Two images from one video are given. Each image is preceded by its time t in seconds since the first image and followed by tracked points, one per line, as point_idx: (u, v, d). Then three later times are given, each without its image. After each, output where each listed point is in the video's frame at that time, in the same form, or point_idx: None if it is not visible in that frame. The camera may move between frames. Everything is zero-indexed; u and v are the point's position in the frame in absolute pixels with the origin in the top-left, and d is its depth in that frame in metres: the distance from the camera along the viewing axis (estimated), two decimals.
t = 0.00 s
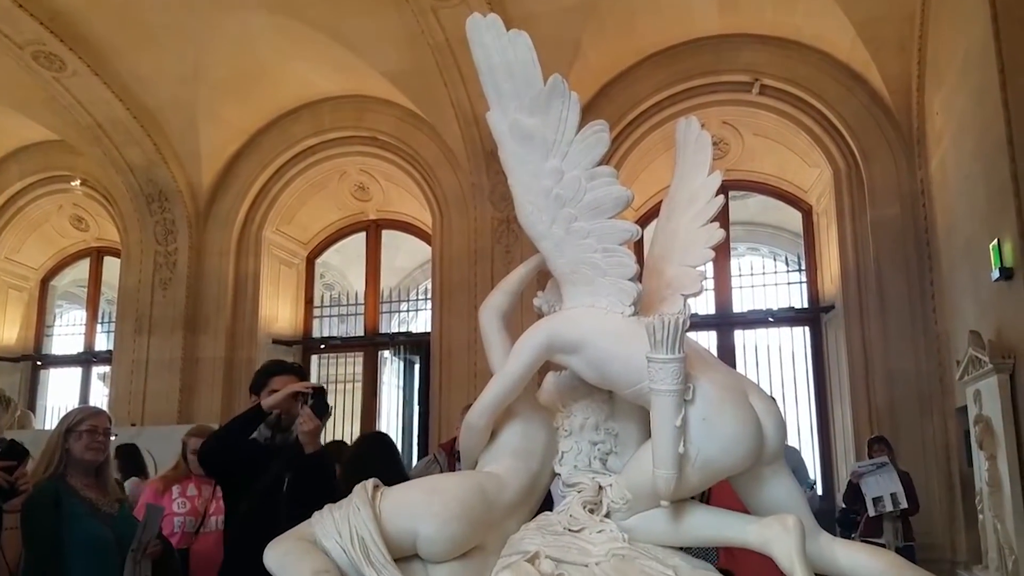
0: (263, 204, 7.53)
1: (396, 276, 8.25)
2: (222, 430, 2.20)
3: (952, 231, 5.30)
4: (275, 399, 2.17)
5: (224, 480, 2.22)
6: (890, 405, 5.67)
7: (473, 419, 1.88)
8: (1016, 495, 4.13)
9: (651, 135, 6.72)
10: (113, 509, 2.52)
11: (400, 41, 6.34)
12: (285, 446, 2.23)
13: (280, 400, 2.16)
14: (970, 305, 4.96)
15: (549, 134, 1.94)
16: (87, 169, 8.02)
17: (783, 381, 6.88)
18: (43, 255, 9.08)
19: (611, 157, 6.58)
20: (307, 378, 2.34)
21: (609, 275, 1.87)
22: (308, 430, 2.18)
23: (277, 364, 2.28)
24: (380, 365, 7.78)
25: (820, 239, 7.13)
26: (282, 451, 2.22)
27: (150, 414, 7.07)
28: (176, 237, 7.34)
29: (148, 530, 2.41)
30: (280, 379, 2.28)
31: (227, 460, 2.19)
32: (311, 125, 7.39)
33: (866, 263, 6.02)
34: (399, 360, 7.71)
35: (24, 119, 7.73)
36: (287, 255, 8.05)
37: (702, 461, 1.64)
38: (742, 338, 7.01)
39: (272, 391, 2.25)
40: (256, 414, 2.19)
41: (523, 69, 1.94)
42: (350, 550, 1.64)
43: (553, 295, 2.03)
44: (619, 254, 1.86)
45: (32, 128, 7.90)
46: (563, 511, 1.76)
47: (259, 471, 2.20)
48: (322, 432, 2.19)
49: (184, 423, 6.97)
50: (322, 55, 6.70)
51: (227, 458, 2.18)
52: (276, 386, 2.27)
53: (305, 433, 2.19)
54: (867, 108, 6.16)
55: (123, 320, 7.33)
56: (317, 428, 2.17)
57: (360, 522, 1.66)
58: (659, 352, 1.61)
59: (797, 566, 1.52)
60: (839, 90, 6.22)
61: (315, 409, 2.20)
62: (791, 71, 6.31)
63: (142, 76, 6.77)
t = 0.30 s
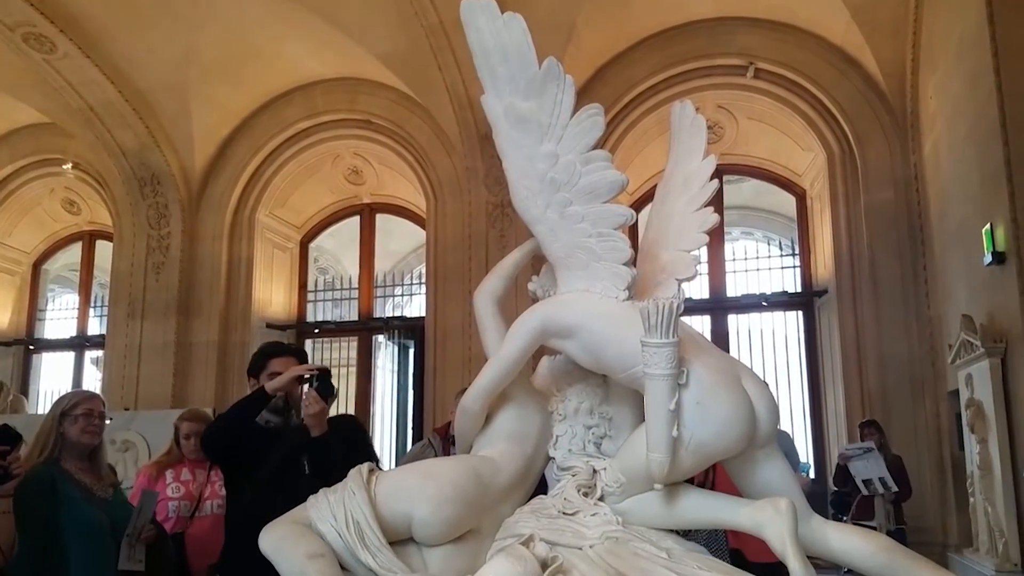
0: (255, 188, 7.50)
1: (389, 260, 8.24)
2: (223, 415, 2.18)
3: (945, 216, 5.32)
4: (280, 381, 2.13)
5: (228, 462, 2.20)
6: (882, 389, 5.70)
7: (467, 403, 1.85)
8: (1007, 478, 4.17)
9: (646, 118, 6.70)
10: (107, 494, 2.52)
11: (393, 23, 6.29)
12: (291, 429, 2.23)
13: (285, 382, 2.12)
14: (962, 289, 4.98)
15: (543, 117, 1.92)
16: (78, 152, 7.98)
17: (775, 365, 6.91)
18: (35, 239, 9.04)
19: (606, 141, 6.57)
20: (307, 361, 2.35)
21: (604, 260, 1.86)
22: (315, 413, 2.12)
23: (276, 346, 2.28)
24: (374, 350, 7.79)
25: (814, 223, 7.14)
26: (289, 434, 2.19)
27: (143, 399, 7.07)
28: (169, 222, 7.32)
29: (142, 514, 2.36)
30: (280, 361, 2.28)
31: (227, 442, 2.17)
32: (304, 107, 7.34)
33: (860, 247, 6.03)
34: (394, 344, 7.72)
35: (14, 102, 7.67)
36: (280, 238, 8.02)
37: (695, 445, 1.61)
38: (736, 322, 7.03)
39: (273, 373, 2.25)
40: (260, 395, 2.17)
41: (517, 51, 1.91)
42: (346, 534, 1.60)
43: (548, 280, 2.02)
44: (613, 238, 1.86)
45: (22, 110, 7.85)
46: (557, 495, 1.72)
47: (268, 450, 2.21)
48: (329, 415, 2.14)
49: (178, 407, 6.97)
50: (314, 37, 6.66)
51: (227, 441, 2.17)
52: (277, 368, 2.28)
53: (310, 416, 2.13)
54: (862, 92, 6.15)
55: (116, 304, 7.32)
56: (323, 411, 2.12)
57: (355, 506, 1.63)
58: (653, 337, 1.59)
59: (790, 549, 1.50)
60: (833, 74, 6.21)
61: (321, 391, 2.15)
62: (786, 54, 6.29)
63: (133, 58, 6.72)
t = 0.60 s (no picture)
0: (253, 184, 7.49)
1: (386, 256, 8.24)
2: (223, 409, 2.16)
3: (942, 213, 5.33)
4: (281, 376, 2.10)
5: (225, 454, 2.19)
6: (880, 386, 5.71)
7: (465, 399, 1.82)
8: (1005, 474, 4.18)
9: (644, 114, 6.69)
10: (106, 490, 2.52)
11: (390, 19, 6.28)
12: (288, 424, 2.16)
13: (285, 379, 2.11)
14: (960, 286, 4.99)
15: (540, 114, 1.90)
16: (76, 148, 7.97)
17: (772, 361, 6.93)
18: (33, 235, 9.04)
19: (603, 138, 6.57)
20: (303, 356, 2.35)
21: (602, 257, 1.85)
22: (315, 410, 2.06)
23: (271, 339, 2.27)
24: (372, 346, 7.79)
25: (811, 219, 7.14)
26: (285, 430, 2.15)
27: (142, 395, 7.07)
28: (167, 218, 7.31)
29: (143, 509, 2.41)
30: (275, 355, 2.28)
31: (226, 433, 2.15)
32: (300, 103, 7.33)
33: (857, 242, 6.04)
34: (391, 340, 7.72)
35: (12, 99, 7.66)
36: (277, 234, 8.02)
37: (693, 441, 1.60)
38: (733, 318, 7.04)
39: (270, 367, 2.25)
40: (260, 392, 2.15)
41: (513, 47, 1.88)
42: (345, 530, 1.56)
43: (546, 277, 2.01)
44: (611, 235, 1.84)
45: (19, 106, 7.83)
46: (555, 491, 1.71)
47: (263, 443, 2.18)
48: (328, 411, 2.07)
49: (176, 403, 6.97)
50: (311, 32, 6.65)
51: (226, 430, 2.14)
52: (272, 363, 2.28)
53: (311, 413, 2.08)
54: (859, 89, 6.15)
55: (114, 300, 7.31)
56: (324, 408, 2.05)
57: (353, 502, 1.59)
58: (649, 334, 1.57)
59: (787, 545, 1.50)
60: (830, 70, 6.21)
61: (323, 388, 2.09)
62: (784, 50, 6.28)
63: (129, 53, 6.70)
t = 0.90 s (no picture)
0: (255, 177, 7.49)
1: (388, 250, 8.26)
2: (226, 395, 2.16)
3: (945, 207, 5.33)
4: (278, 367, 2.11)
5: (221, 443, 2.16)
6: (882, 379, 5.72)
7: (467, 391, 1.82)
8: (1006, 467, 4.19)
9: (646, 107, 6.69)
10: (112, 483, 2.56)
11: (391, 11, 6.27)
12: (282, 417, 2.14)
13: (282, 369, 2.11)
14: (963, 279, 4.99)
15: (543, 108, 1.89)
16: (78, 142, 7.97)
17: (774, 354, 6.94)
18: (36, 229, 9.06)
19: (605, 131, 6.58)
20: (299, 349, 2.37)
21: (603, 250, 1.83)
22: (311, 400, 2.09)
23: (267, 332, 2.30)
24: (374, 339, 7.81)
25: (814, 212, 7.14)
26: (278, 423, 2.14)
27: (145, 388, 7.10)
28: (168, 211, 7.32)
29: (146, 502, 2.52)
30: (270, 347, 2.30)
31: (230, 419, 2.14)
32: (302, 96, 7.33)
33: (860, 235, 6.04)
34: (393, 334, 7.74)
35: (14, 92, 7.67)
36: (279, 228, 8.03)
37: (694, 434, 1.61)
38: (734, 312, 7.04)
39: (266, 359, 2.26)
40: (258, 382, 2.16)
41: (515, 39, 1.87)
42: (349, 521, 1.56)
43: (547, 270, 1.99)
44: (613, 229, 1.83)
45: (21, 99, 7.83)
46: (556, 483, 1.72)
47: (255, 435, 2.16)
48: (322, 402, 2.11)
49: (179, 396, 7.00)
50: (312, 24, 6.65)
51: (230, 413, 2.14)
52: (268, 355, 2.29)
53: (307, 404, 2.10)
54: (862, 81, 6.14)
55: (116, 294, 7.33)
56: (320, 397, 2.09)
57: (356, 493, 1.59)
58: (651, 327, 1.58)
59: (788, 536, 1.51)
60: (833, 62, 6.20)
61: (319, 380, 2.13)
62: (787, 42, 6.28)
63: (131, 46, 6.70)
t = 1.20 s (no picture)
0: (255, 166, 7.48)
1: (389, 239, 8.27)
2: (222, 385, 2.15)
3: (947, 192, 5.33)
4: (272, 359, 2.09)
5: (216, 438, 2.17)
6: (883, 365, 5.73)
7: (467, 380, 1.83)
8: (1007, 453, 4.22)
9: (647, 94, 6.67)
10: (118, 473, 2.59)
11: None
12: (277, 408, 2.20)
13: (276, 361, 2.10)
14: (964, 264, 5.00)
15: (540, 96, 1.86)
16: (77, 132, 7.97)
17: (776, 341, 6.95)
18: (36, 220, 9.07)
19: (605, 119, 6.56)
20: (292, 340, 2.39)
21: (602, 239, 1.81)
22: (306, 388, 2.16)
23: (263, 323, 2.31)
24: (375, 329, 7.83)
25: (816, 199, 7.14)
26: (274, 413, 2.19)
27: (148, 378, 7.13)
28: (169, 202, 7.33)
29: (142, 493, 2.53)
30: (265, 338, 2.31)
31: (226, 412, 2.14)
32: (302, 85, 7.32)
33: (861, 222, 6.04)
34: (394, 324, 7.75)
35: (13, 83, 7.66)
36: (280, 218, 8.03)
37: (691, 421, 1.61)
38: (736, 299, 7.05)
39: (262, 350, 2.27)
40: (254, 373, 2.14)
41: (513, 26, 1.85)
42: (350, 510, 1.57)
43: (546, 259, 1.97)
44: (611, 217, 1.81)
45: (19, 90, 7.82)
46: (555, 470, 1.72)
47: (253, 424, 2.18)
48: (317, 389, 2.18)
49: (182, 386, 7.03)
50: (310, 11, 6.62)
51: (226, 406, 2.14)
52: (262, 346, 2.30)
53: (302, 392, 2.17)
54: (864, 66, 6.13)
55: (118, 285, 7.35)
56: (313, 385, 2.16)
57: (356, 482, 1.60)
58: (649, 315, 1.59)
59: (784, 521, 1.52)
60: (835, 48, 6.19)
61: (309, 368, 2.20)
62: (788, 28, 6.25)
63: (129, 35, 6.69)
